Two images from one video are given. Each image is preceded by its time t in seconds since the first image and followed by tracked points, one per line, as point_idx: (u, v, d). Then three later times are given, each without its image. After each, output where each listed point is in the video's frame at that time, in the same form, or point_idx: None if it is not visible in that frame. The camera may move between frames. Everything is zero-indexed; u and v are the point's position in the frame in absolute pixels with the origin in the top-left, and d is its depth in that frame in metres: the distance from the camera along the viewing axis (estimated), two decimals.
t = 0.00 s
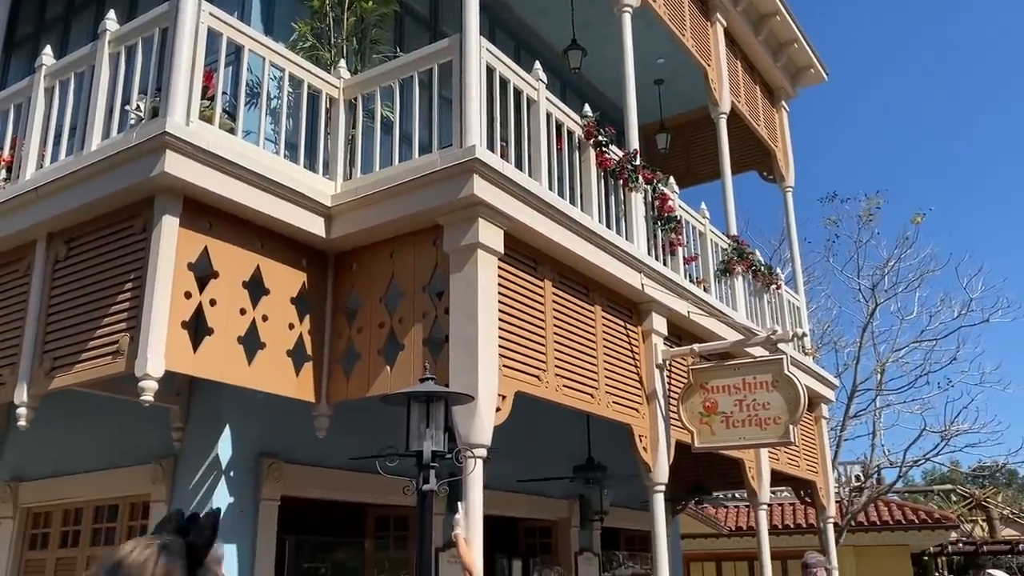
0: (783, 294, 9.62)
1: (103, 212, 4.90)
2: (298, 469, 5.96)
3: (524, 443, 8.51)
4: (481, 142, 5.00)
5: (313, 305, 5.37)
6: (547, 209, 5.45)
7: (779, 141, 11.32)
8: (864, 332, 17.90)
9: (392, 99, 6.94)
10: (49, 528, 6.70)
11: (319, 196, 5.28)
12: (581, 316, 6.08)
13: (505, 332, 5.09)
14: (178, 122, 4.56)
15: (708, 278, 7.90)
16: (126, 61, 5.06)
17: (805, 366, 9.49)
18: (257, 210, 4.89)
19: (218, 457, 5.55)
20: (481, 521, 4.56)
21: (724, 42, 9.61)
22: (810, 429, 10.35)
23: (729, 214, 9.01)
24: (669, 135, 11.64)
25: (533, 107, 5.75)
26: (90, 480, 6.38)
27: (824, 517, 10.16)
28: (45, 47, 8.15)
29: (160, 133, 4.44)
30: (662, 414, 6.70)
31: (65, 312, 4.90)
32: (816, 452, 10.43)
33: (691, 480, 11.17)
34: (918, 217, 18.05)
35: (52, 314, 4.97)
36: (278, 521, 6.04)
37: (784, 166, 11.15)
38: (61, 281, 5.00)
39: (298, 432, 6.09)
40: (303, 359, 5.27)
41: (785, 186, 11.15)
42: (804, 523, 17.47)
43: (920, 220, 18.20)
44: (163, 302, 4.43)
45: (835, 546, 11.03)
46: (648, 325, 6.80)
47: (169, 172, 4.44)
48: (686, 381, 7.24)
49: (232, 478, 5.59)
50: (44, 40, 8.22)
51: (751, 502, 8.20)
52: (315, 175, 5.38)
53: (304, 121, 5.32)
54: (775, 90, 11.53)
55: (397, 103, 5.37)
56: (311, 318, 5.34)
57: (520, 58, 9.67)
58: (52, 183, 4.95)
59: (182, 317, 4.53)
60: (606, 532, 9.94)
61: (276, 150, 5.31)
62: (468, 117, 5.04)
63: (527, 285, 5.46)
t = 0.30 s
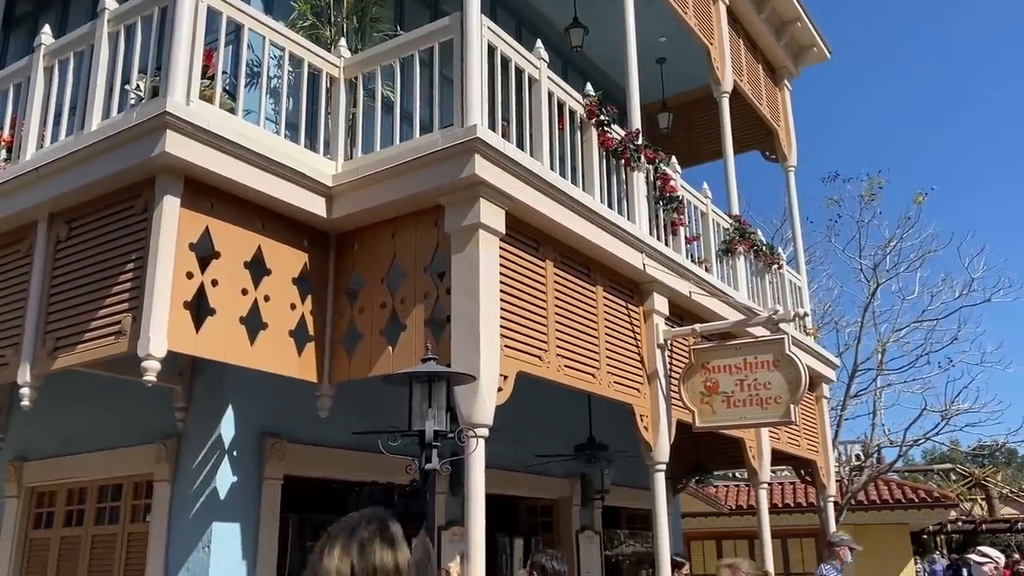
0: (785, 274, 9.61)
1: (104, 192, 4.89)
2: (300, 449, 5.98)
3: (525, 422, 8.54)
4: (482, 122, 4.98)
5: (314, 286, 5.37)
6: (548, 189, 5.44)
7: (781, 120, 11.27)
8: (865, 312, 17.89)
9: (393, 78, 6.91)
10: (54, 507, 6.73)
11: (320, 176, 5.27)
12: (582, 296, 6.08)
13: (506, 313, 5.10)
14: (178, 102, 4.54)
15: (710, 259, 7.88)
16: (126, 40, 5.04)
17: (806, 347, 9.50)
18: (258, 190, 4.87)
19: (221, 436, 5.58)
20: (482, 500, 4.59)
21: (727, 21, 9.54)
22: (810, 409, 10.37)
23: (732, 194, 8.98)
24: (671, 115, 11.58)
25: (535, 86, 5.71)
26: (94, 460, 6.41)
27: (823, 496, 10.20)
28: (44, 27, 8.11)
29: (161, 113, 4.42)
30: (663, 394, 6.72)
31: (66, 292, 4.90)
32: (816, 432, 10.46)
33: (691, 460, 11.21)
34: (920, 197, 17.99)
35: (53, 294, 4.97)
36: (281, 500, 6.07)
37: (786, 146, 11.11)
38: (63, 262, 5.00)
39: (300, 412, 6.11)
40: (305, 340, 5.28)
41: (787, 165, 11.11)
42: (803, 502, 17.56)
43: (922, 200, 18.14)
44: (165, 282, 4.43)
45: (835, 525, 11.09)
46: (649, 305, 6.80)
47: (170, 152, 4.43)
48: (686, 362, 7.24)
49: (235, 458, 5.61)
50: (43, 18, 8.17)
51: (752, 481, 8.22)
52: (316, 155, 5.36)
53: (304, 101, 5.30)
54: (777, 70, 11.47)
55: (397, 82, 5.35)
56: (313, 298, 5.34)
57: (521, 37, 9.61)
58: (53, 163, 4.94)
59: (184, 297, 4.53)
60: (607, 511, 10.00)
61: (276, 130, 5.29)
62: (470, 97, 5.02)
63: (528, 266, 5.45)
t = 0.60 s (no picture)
0: (786, 254, 9.61)
1: (104, 172, 4.88)
2: (302, 428, 6.00)
3: (526, 402, 8.56)
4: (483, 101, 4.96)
5: (315, 265, 5.37)
6: (550, 168, 5.42)
7: (783, 98, 11.21)
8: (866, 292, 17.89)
9: (394, 56, 6.87)
10: (58, 486, 6.77)
11: (320, 154, 5.25)
12: (583, 275, 6.08)
13: (507, 293, 5.10)
14: (178, 80, 4.52)
15: (711, 238, 7.87)
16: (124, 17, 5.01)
17: (807, 326, 9.51)
18: (258, 169, 4.86)
19: (224, 415, 5.60)
20: (484, 477, 4.61)
21: None
22: (811, 388, 10.39)
23: (733, 173, 8.95)
24: (673, 94, 11.52)
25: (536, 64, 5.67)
26: (97, 438, 6.44)
27: (823, 475, 10.25)
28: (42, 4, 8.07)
29: (160, 92, 4.41)
30: (664, 373, 6.74)
31: (67, 272, 4.90)
32: (816, 411, 10.48)
33: (692, 439, 11.25)
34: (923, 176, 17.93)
35: (54, 274, 4.97)
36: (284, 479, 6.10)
37: (788, 125, 11.06)
38: (64, 242, 5.00)
39: (302, 391, 6.12)
40: (307, 319, 5.29)
41: (789, 144, 11.07)
42: (803, 481, 17.65)
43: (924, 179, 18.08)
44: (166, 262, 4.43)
45: (834, 503, 11.15)
46: (650, 285, 6.80)
47: (170, 131, 4.42)
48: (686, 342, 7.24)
49: (238, 436, 5.64)
50: None
51: (752, 460, 8.26)
52: (315, 134, 5.34)
53: (304, 79, 5.27)
54: (779, 48, 11.40)
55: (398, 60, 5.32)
56: (314, 278, 5.33)
57: (522, 14, 9.55)
58: (53, 142, 4.93)
59: (186, 276, 4.53)
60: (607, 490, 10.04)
61: (276, 108, 5.26)
62: (471, 74, 4.99)
63: (529, 245, 5.45)
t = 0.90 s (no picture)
0: (787, 233, 9.59)
1: (103, 150, 4.86)
2: (303, 407, 6.01)
3: (526, 381, 8.58)
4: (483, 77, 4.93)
5: (315, 244, 5.36)
6: (550, 146, 5.40)
7: (785, 77, 11.15)
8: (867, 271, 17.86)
9: (393, 33, 6.82)
10: (60, 464, 6.79)
11: (319, 133, 5.23)
12: (583, 254, 6.06)
13: (507, 272, 5.09)
14: (176, 58, 4.50)
15: (711, 217, 7.85)
16: None
17: (808, 306, 9.52)
18: (257, 147, 4.84)
19: (224, 394, 5.61)
20: (484, 455, 4.63)
21: None
22: (810, 367, 10.41)
23: (735, 152, 8.92)
24: (675, 72, 11.45)
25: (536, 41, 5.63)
26: (99, 417, 6.46)
27: (822, 453, 10.29)
28: None
29: (158, 69, 4.38)
30: (664, 352, 6.74)
31: (67, 250, 4.89)
32: (816, 390, 10.51)
33: (692, 418, 11.28)
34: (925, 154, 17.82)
35: (54, 253, 4.97)
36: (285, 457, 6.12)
37: (789, 103, 11.00)
38: (63, 220, 4.99)
39: (302, 370, 6.13)
40: (306, 298, 5.28)
41: (791, 123, 11.02)
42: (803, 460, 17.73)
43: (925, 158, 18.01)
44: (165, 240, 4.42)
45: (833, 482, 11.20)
46: (651, 264, 6.79)
47: (168, 109, 4.39)
48: (686, 321, 7.24)
49: (238, 415, 5.65)
50: None
51: (752, 439, 8.30)
52: (314, 112, 5.32)
53: (303, 57, 5.24)
54: (782, 25, 11.31)
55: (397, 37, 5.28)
56: (314, 257, 5.33)
57: None
58: (51, 121, 4.91)
59: (185, 255, 4.52)
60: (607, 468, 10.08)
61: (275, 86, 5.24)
62: (471, 51, 4.96)
63: (529, 224, 5.43)
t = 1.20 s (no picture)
0: (788, 212, 9.57)
1: (101, 128, 4.84)
2: (304, 385, 6.03)
3: (526, 360, 8.60)
4: (483, 55, 4.90)
5: (315, 222, 5.35)
6: (551, 123, 5.37)
7: (786, 55, 11.08)
8: (867, 251, 17.84)
9: (392, 10, 6.77)
10: (62, 442, 6.81)
11: (319, 110, 5.21)
12: (583, 232, 6.04)
13: (507, 251, 5.08)
14: (174, 34, 4.47)
15: (712, 196, 7.83)
16: None
17: (808, 285, 9.51)
18: (256, 125, 4.82)
19: (225, 372, 5.62)
20: (484, 431, 4.65)
21: None
22: (810, 346, 10.42)
23: (736, 131, 8.88)
24: (676, 50, 11.39)
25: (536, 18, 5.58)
26: (100, 395, 6.47)
27: (822, 432, 10.32)
28: None
29: (156, 46, 4.36)
30: (664, 331, 6.75)
31: (66, 228, 4.88)
32: (815, 369, 10.53)
33: (691, 396, 11.32)
34: (927, 133, 17.73)
35: (54, 231, 4.95)
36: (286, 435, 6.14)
37: (791, 81, 10.93)
38: (62, 198, 4.97)
39: (303, 348, 6.14)
40: (307, 276, 5.28)
41: (792, 102, 10.96)
42: (801, 439, 17.78)
43: (927, 137, 17.94)
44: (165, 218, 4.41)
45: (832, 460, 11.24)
46: (651, 243, 6.78)
47: (166, 86, 4.37)
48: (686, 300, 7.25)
49: (239, 393, 5.66)
50: None
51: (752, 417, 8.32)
52: (314, 90, 5.29)
53: (302, 33, 5.21)
54: (784, 3, 11.23)
55: (396, 14, 5.24)
56: (314, 235, 5.32)
57: None
58: (49, 99, 4.89)
59: (185, 232, 4.51)
60: (607, 447, 10.12)
61: (274, 63, 5.21)
62: (471, 27, 4.93)
63: (529, 203, 5.41)
